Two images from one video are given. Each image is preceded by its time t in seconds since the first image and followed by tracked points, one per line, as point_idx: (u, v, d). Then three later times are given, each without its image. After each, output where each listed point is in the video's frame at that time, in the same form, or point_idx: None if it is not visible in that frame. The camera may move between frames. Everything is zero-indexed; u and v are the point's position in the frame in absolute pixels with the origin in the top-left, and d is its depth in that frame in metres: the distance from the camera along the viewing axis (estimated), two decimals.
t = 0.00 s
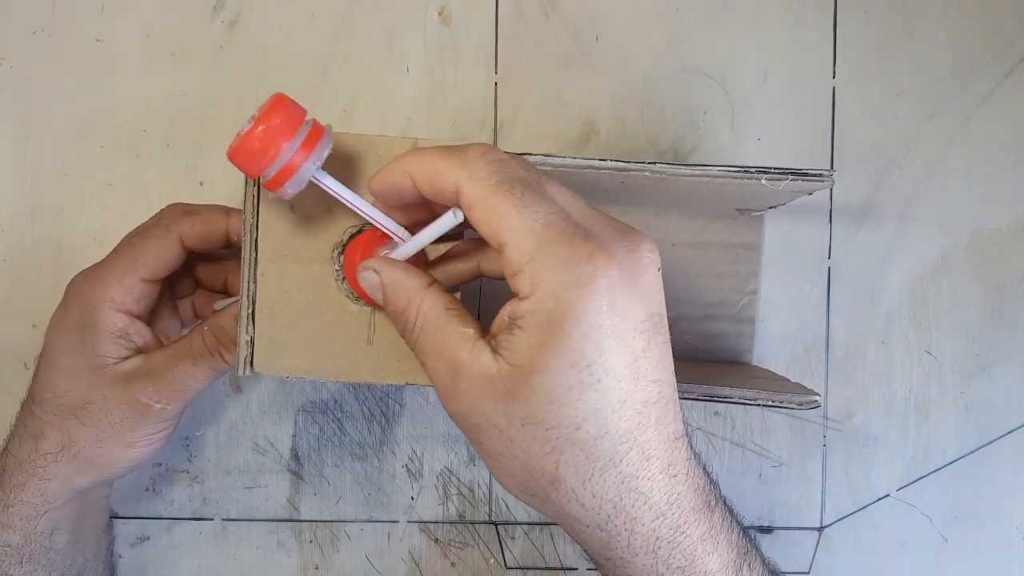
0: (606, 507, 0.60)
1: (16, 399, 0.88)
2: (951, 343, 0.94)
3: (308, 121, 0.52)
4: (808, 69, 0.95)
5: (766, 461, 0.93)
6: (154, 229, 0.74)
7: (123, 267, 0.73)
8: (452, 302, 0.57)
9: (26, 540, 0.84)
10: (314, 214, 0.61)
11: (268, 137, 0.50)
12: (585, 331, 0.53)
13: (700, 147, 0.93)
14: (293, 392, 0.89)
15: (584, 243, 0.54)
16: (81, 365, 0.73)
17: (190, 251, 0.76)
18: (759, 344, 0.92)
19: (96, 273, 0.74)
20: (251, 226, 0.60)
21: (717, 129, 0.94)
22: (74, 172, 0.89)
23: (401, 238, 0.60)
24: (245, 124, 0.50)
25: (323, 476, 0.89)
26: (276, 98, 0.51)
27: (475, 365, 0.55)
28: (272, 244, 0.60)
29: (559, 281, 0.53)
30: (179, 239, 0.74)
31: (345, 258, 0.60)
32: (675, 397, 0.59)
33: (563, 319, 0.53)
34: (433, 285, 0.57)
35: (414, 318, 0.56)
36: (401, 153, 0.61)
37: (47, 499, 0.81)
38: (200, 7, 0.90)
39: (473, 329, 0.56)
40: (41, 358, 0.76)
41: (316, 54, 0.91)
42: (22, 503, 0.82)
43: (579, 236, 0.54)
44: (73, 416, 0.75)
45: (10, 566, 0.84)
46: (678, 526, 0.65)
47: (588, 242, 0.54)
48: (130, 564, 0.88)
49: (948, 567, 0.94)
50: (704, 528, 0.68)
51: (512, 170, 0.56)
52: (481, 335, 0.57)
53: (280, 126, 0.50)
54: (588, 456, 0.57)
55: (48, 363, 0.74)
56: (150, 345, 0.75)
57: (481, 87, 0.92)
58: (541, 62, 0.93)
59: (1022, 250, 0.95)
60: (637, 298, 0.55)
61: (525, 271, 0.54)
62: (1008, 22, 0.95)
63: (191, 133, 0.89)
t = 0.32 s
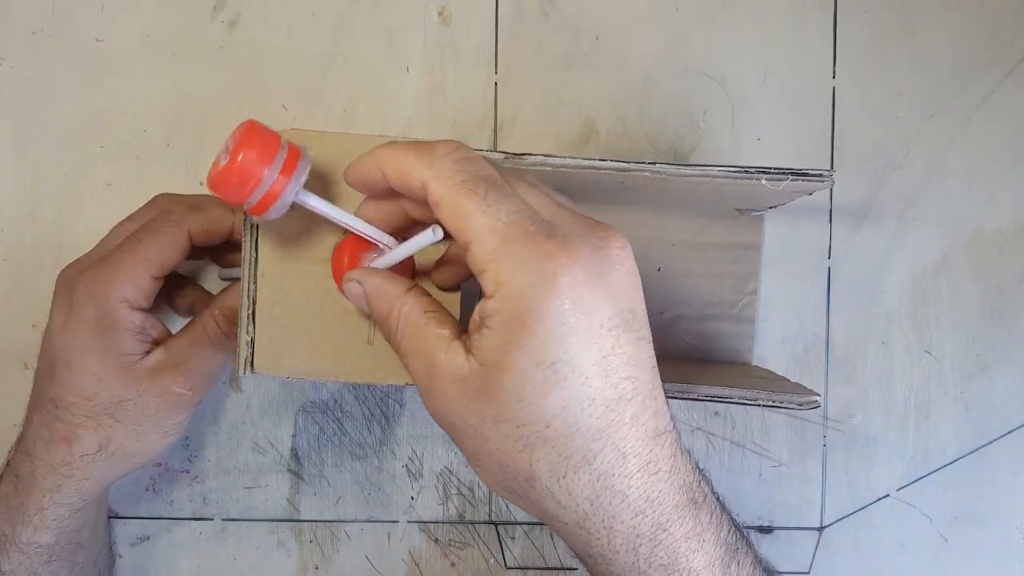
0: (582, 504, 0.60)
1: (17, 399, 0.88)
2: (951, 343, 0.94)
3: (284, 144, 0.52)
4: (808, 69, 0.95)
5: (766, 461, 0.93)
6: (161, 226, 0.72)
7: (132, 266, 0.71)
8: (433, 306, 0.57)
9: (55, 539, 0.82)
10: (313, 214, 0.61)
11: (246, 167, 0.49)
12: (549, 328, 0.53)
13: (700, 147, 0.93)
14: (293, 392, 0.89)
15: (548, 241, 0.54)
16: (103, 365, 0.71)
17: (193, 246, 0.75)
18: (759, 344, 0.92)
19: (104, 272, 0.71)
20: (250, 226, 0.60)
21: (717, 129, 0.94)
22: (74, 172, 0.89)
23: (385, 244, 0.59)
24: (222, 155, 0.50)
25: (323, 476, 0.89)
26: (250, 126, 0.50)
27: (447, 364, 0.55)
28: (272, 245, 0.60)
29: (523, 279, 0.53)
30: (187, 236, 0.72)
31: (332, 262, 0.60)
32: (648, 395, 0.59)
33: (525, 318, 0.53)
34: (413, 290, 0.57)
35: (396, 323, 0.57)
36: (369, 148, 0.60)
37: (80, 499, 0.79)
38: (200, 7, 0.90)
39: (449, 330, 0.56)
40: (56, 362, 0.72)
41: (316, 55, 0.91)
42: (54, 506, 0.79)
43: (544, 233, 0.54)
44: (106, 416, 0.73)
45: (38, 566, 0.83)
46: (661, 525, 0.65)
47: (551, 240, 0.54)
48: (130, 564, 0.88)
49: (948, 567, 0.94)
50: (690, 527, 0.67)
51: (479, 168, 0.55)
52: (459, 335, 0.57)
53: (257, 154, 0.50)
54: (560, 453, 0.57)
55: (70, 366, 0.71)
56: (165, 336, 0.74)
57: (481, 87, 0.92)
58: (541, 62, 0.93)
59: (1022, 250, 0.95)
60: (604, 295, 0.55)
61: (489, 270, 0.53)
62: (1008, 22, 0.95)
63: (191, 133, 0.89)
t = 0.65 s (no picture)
0: (573, 504, 0.59)
1: (16, 399, 0.88)
2: (951, 343, 0.94)
3: (287, 162, 0.51)
4: (808, 69, 0.95)
5: (766, 461, 0.93)
6: (156, 235, 0.70)
7: (134, 281, 0.69)
8: (432, 309, 0.57)
9: (63, 550, 0.82)
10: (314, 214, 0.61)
11: (252, 188, 0.49)
12: (535, 330, 0.53)
13: (700, 147, 0.94)
14: (293, 392, 0.89)
15: (532, 244, 0.53)
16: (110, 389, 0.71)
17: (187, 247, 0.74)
18: (759, 344, 0.92)
19: (105, 291, 0.69)
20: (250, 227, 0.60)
21: (717, 129, 0.94)
22: (74, 172, 0.89)
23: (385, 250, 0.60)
24: (225, 177, 0.50)
25: (323, 476, 0.89)
26: (252, 145, 0.50)
27: (439, 366, 0.55)
28: (272, 245, 0.60)
29: (507, 281, 0.53)
30: (185, 242, 0.71)
31: (331, 265, 0.60)
32: (637, 394, 0.58)
33: (512, 321, 0.53)
34: (414, 293, 0.58)
35: (393, 325, 0.57)
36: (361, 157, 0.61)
37: (89, 511, 0.80)
38: (199, 7, 0.90)
39: (444, 334, 0.56)
40: (60, 383, 0.71)
41: (316, 54, 0.91)
42: (62, 520, 0.79)
43: (531, 235, 0.54)
44: (115, 438, 0.73)
45: None
46: (653, 521, 0.65)
47: (536, 243, 0.53)
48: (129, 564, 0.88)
49: (948, 567, 0.94)
50: (682, 524, 0.67)
51: (467, 173, 0.55)
52: (453, 339, 0.56)
53: (262, 173, 0.49)
54: (549, 453, 0.56)
55: (76, 389, 0.70)
56: (170, 355, 0.74)
57: (481, 87, 0.92)
58: (541, 62, 0.93)
59: (1022, 250, 0.95)
60: (591, 296, 0.54)
61: (474, 275, 0.53)
62: (1008, 22, 0.95)
63: (191, 133, 0.89)
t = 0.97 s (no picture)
0: (572, 493, 0.59)
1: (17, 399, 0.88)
2: (951, 343, 0.94)
3: (286, 160, 0.51)
4: (808, 68, 0.94)
5: (766, 461, 0.93)
6: (170, 260, 0.69)
7: (139, 305, 0.68)
8: (429, 307, 0.57)
9: (56, 561, 0.81)
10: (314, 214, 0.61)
11: (251, 185, 0.49)
12: (526, 317, 0.53)
13: (700, 147, 0.94)
14: (294, 392, 0.89)
15: (521, 229, 0.53)
16: (106, 406, 0.71)
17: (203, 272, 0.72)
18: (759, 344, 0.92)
19: (106, 310, 0.68)
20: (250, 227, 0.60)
21: (717, 129, 0.94)
22: (75, 173, 0.89)
23: (385, 250, 0.60)
24: (224, 174, 0.50)
25: (323, 476, 0.89)
26: (251, 142, 0.50)
27: (434, 360, 0.55)
28: (272, 245, 0.60)
29: (496, 267, 0.52)
30: (199, 269, 0.70)
31: (332, 265, 0.61)
32: (632, 381, 0.58)
33: (503, 306, 0.52)
34: (411, 291, 0.58)
35: (390, 323, 0.57)
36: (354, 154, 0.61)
37: (83, 524, 0.80)
38: (199, 8, 0.90)
39: (439, 329, 0.56)
40: (53, 401, 0.70)
41: (316, 55, 0.91)
42: (55, 535, 0.79)
43: (518, 221, 0.54)
44: (111, 457, 0.74)
45: None
46: (652, 510, 0.64)
47: (525, 228, 0.53)
48: (129, 565, 0.88)
49: (948, 567, 0.94)
50: (682, 513, 0.67)
51: (457, 162, 0.55)
52: (450, 333, 0.56)
53: (262, 172, 0.49)
54: (546, 441, 0.56)
55: (71, 409, 0.70)
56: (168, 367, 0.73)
57: (481, 87, 0.92)
58: (541, 62, 0.93)
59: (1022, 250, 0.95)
60: (580, 280, 0.54)
61: (463, 260, 0.53)
62: (1009, 21, 0.95)
63: (191, 133, 0.89)
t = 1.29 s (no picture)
0: (567, 498, 0.60)
1: (17, 399, 0.88)
2: (951, 343, 0.94)
3: (289, 163, 0.51)
4: (808, 69, 0.95)
5: (766, 461, 0.93)
6: (172, 232, 0.66)
7: (149, 281, 0.67)
8: (433, 308, 0.57)
9: (73, 535, 0.81)
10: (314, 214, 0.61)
11: (255, 188, 0.49)
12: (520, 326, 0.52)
13: (700, 147, 0.94)
14: (294, 392, 0.89)
15: (513, 238, 0.53)
16: (127, 385, 0.70)
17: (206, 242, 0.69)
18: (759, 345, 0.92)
19: (119, 288, 0.67)
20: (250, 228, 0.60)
21: (717, 129, 0.94)
22: (75, 172, 0.89)
23: (386, 250, 0.60)
24: (227, 178, 0.49)
25: (323, 476, 0.89)
26: (254, 145, 0.50)
27: (432, 365, 0.55)
28: (272, 245, 0.60)
29: (489, 275, 0.52)
30: (202, 240, 0.67)
31: (333, 265, 0.60)
32: (627, 387, 0.58)
33: (495, 314, 0.52)
34: (416, 292, 0.58)
35: (394, 323, 0.57)
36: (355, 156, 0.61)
37: (100, 498, 0.80)
38: (199, 7, 0.90)
39: (441, 333, 0.56)
40: (73, 379, 0.70)
41: (316, 55, 0.91)
42: (73, 508, 0.79)
43: (511, 229, 0.53)
44: (131, 432, 0.74)
45: (52, 563, 0.82)
46: (648, 516, 0.65)
47: (518, 236, 0.53)
48: (129, 565, 0.88)
49: (948, 567, 0.94)
50: (679, 518, 0.67)
51: (453, 168, 0.55)
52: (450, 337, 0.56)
53: (266, 175, 0.49)
54: (541, 448, 0.56)
55: (91, 385, 0.70)
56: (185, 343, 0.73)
57: (481, 87, 0.92)
58: (541, 62, 0.93)
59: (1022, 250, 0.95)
60: (573, 288, 0.53)
61: (457, 269, 0.53)
62: (1009, 21, 0.95)
63: (191, 133, 0.89)
